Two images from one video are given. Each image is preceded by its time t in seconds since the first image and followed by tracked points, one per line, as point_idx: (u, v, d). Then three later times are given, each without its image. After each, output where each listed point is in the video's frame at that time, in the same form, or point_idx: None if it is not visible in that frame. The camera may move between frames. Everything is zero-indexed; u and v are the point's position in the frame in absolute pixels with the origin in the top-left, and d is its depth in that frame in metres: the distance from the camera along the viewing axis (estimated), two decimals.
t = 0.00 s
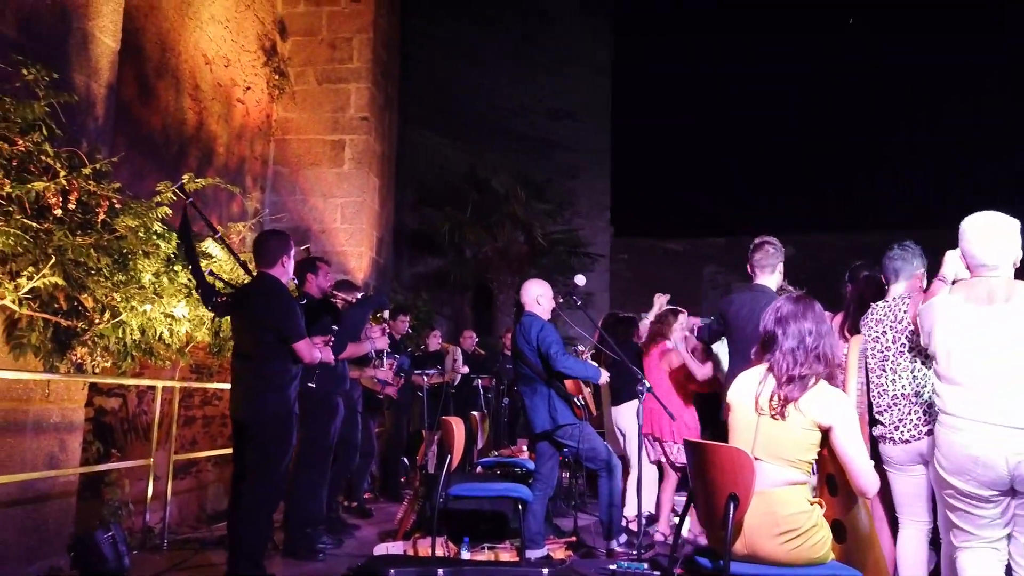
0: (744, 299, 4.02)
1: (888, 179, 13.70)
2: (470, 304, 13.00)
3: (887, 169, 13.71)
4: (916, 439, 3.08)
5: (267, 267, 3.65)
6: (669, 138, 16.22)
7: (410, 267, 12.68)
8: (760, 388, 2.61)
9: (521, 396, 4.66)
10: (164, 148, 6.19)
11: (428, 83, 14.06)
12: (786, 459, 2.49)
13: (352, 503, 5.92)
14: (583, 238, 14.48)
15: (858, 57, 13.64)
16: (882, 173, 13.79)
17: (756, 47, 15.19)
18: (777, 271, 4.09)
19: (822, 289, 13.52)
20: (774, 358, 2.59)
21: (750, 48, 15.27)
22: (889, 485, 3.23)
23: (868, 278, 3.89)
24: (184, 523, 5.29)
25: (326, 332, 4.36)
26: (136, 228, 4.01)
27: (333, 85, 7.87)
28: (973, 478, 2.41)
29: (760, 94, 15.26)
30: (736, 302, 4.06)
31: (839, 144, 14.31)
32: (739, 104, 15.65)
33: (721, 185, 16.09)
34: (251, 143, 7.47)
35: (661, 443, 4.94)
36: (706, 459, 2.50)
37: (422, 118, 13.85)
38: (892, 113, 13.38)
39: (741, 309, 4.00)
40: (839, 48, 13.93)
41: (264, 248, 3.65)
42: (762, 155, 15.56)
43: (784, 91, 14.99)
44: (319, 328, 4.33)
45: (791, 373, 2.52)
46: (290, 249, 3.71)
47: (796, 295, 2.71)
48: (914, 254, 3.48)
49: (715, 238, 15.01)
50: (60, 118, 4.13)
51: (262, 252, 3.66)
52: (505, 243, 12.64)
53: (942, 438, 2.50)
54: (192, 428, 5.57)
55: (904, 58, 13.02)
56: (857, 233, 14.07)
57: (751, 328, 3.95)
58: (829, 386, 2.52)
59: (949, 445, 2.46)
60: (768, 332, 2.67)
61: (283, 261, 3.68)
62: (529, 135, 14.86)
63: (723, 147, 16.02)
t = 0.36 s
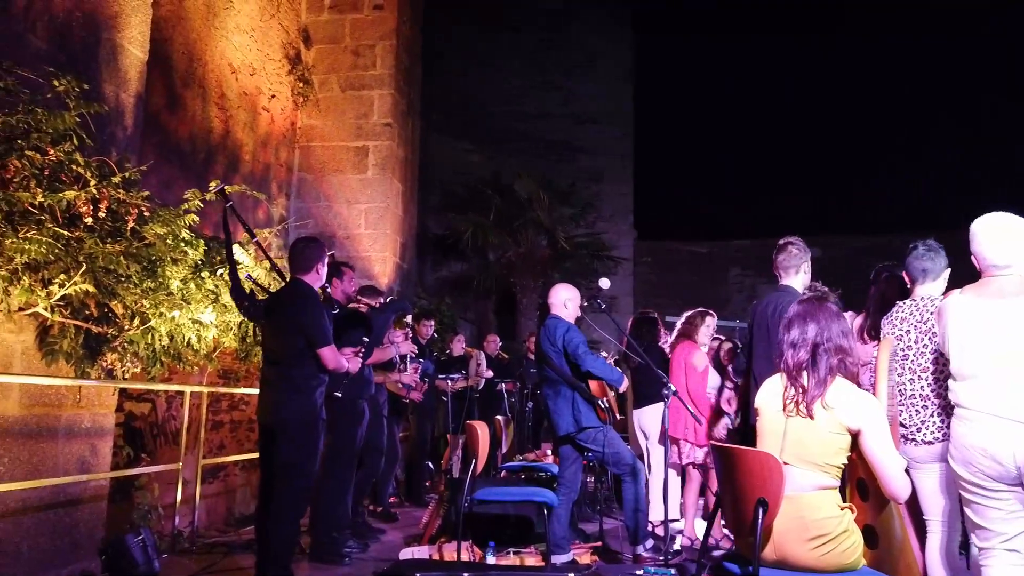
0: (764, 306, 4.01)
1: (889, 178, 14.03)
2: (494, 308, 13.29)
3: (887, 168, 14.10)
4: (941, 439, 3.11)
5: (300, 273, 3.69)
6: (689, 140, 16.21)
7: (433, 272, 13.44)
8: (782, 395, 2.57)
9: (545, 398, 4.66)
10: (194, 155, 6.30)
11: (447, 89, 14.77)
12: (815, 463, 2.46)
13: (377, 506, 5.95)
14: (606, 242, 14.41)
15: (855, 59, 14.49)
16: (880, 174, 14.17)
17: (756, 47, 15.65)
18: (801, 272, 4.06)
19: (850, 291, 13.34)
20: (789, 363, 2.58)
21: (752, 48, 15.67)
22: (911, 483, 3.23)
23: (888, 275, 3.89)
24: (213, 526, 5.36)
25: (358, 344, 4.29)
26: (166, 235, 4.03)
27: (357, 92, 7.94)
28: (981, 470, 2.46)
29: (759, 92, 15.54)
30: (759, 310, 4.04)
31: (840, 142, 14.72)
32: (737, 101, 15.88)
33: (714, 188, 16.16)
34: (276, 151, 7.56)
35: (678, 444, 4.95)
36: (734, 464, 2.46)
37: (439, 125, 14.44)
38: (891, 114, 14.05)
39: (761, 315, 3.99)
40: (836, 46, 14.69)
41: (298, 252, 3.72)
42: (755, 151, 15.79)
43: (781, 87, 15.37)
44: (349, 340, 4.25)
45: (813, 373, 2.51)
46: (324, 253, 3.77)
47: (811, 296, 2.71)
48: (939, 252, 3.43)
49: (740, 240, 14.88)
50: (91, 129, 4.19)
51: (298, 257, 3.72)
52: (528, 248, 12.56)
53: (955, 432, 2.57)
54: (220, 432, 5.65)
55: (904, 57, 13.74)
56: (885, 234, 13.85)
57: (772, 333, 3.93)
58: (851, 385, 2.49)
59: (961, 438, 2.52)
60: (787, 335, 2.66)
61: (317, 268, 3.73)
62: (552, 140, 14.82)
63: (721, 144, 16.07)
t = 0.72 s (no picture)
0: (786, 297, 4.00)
1: (889, 178, 14.20)
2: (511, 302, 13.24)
3: (889, 171, 14.22)
4: (963, 433, 3.07)
5: (325, 269, 3.72)
6: (706, 134, 16.11)
7: (450, 267, 13.50)
8: (803, 389, 2.55)
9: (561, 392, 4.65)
10: (212, 152, 6.33)
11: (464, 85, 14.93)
12: (836, 459, 2.43)
13: (395, 501, 5.95)
14: (624, 236, 14.26)
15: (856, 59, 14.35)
16: (880, 174, 14.35)
17: (756, 47, 15.31)
18: (812, 266, 4.05)
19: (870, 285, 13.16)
20: (809, 358, 2.55)
21: (752, 48, 15.34)
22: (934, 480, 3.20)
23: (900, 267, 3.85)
24: (234, 519, 5.41)
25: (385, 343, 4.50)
26: (185, 232, 4.03)
27: (374, 87, 7.96)
28: (1005, 468, 2.46)
29: (759, 92, 15.42)
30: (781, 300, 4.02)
31: (845, 139, 14.74)
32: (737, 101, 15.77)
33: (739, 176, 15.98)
34: (294, 147, 7.59)
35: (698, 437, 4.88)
36: (754, 460, 2.44)
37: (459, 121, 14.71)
38: (892, 115, 14.05)
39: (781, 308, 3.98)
40: (836, 46, 14.51)
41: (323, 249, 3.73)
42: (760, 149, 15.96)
43: (781, 87, 15.25)
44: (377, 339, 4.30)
45: (833, 369, 2.48)
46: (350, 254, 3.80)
47: (834, 291, 2.67)
48: (970, 243, 3.34)
49: (759, 234, 14.73)
50: (111, 126, 4.22)
51: (322, 256, 3.74)
52: (545, 243, 12.49)
53: (980, 428, 2.55)
54: (240, 426, 5.71)
55: (906, 58, 13.56)
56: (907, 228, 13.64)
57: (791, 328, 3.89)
58: (874, 381, 2.46)
59: (987, 435, 2.51)
60: (808, 330, 2.62)
61: (344, 265, 3.76)
62: (570, 134, 14.76)
63: (720, 145, 16.11)
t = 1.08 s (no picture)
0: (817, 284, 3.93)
1: (890, 177, 14.20)
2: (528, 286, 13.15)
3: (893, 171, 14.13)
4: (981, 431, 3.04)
5: (347, 271, 3.73)
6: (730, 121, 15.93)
7: (468, 248, 13.48)
8: (821, 383, 2.53)
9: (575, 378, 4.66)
10: (234, 127, 6.34)
11: (486, 66, 14.82)
12: (850, 455, 2.41)
13: (406, 479, 6.01)
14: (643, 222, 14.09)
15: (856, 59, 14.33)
16: (881, 174, 14.37)
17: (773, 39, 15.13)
18: (834, 258, 4.01)
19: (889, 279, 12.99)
20: (828, 353, 2.53)
21: (751, 48, 15.34)
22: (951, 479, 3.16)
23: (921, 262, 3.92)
24: (248, 491, 5.49)
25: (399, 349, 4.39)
26: (205, 206, 4.04)
27: (396, 65, 7.92)
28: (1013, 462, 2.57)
29: (759, 93, 15.44)
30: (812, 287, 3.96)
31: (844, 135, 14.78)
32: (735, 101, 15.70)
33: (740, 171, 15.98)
34: (315, 124, 7.59)
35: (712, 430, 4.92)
36: (766, 453, 2.43)
37: (481, 102, 14.62)
38: (896, 112, 14.00)
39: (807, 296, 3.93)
40: (836, 46, 14.48)
41: (349, 251, 3.74)
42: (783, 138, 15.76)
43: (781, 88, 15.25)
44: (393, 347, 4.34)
45: (852, 365, 2.46)
46: (377, 254, 3.79)
47: (860, 284, 2.63)
48: (1015, 240, 3.24)
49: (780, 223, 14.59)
50: (134, 100, 4.24)
51: (346, 258, 3.74)
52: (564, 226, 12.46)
53: (995, 424, 2.64)
54: (256, 400, 5.79)
55: (904, 60, 13.67)
56: (930, 221, 13.44)
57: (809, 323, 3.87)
58: (894, 377, 2.44)
59: (1001, 431, 2.60)
60: (829, 322, 2.60)
61: (367, 269, 3.75)
62: (592, 118, 14.65)
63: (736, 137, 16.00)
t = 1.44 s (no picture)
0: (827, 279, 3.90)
1: (889, 177, 14.15)
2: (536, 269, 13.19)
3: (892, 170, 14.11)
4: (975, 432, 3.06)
5: (349, 234, 3.68)
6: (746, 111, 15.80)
7: (477, 229, 13.42)
8: (819, 383, 2.53)
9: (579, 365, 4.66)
10: (247, 97, 6.28)
11: (503, 46, 14.70)
12: (850, 453, 2.41)
13: (406, 456, 6.05)
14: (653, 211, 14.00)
15: (856, 59, 14.24)
16: (880, 173, 14.28)
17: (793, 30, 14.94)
18: (847, 255, 3.99)
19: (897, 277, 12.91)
20: (825, 356, 2.53)
21: (751, 48, 15.07)
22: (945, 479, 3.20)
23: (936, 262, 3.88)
24: (249, 461, 5.54)
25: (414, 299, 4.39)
26: (215, 175, 4.00)
27: (412, 42, 7.88)
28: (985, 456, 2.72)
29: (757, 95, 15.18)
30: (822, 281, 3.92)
31: (848, 135, 14.63)
32: (735, 102, 15.37)
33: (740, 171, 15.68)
34: (329, 97, 7.55)
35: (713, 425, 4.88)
36: (766, 447, 2.42)
37: (496, 84, 14.51)
38: (896, 110, 13.94)
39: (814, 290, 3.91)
40: (835, 47, 14.39)
41: (350, 213, 3.69)
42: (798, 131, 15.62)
43: (780, 88, 15.13)
44: (405, 298, 4.34)
45: (850, 366, 2.44)
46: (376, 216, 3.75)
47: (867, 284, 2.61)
48: None
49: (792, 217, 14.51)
50: (148, 67, 4.23)
51: (348, 220, 3.70)
52: (574, 211, 12.43)
53: (980, 425, 2.75)
54: (260, 370, 5.82)
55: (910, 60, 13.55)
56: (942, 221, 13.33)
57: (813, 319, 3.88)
58: (894, 377, 2.42)
59: (981, 430, 2.74)
60: (831, 321, 2.61)
61: (368, 231, 3.73)
62: (607, 103, 14.55)
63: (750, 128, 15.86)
